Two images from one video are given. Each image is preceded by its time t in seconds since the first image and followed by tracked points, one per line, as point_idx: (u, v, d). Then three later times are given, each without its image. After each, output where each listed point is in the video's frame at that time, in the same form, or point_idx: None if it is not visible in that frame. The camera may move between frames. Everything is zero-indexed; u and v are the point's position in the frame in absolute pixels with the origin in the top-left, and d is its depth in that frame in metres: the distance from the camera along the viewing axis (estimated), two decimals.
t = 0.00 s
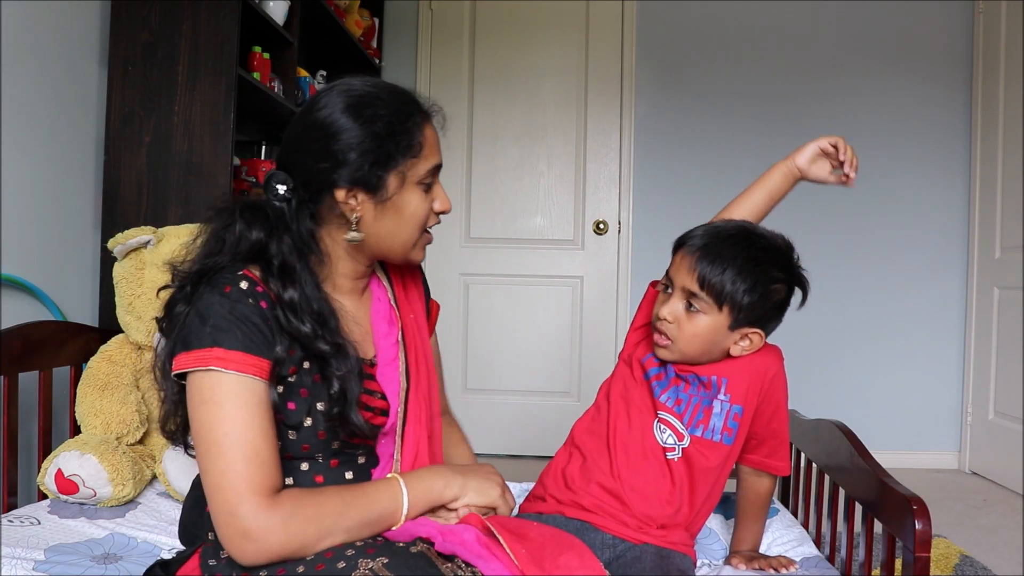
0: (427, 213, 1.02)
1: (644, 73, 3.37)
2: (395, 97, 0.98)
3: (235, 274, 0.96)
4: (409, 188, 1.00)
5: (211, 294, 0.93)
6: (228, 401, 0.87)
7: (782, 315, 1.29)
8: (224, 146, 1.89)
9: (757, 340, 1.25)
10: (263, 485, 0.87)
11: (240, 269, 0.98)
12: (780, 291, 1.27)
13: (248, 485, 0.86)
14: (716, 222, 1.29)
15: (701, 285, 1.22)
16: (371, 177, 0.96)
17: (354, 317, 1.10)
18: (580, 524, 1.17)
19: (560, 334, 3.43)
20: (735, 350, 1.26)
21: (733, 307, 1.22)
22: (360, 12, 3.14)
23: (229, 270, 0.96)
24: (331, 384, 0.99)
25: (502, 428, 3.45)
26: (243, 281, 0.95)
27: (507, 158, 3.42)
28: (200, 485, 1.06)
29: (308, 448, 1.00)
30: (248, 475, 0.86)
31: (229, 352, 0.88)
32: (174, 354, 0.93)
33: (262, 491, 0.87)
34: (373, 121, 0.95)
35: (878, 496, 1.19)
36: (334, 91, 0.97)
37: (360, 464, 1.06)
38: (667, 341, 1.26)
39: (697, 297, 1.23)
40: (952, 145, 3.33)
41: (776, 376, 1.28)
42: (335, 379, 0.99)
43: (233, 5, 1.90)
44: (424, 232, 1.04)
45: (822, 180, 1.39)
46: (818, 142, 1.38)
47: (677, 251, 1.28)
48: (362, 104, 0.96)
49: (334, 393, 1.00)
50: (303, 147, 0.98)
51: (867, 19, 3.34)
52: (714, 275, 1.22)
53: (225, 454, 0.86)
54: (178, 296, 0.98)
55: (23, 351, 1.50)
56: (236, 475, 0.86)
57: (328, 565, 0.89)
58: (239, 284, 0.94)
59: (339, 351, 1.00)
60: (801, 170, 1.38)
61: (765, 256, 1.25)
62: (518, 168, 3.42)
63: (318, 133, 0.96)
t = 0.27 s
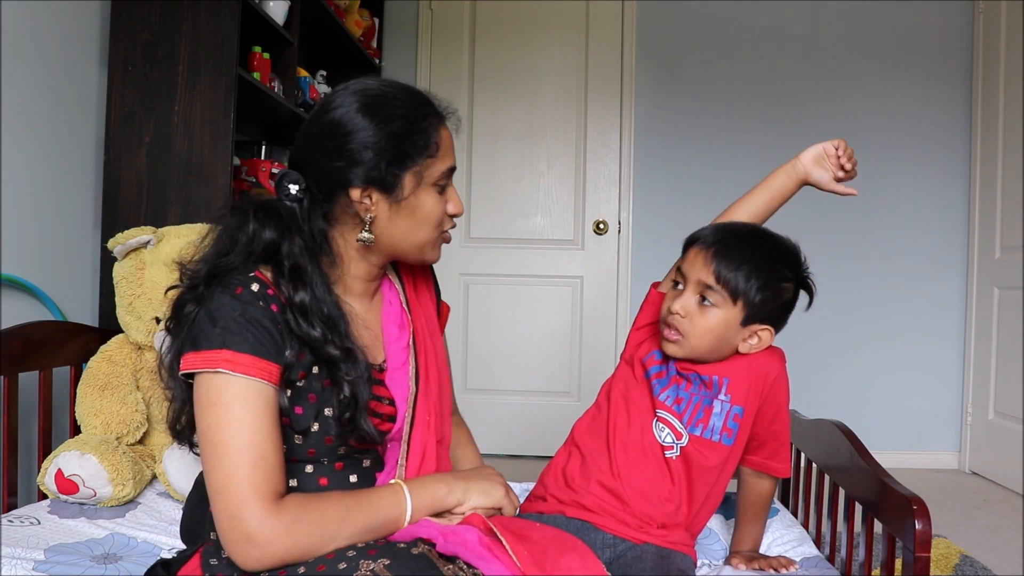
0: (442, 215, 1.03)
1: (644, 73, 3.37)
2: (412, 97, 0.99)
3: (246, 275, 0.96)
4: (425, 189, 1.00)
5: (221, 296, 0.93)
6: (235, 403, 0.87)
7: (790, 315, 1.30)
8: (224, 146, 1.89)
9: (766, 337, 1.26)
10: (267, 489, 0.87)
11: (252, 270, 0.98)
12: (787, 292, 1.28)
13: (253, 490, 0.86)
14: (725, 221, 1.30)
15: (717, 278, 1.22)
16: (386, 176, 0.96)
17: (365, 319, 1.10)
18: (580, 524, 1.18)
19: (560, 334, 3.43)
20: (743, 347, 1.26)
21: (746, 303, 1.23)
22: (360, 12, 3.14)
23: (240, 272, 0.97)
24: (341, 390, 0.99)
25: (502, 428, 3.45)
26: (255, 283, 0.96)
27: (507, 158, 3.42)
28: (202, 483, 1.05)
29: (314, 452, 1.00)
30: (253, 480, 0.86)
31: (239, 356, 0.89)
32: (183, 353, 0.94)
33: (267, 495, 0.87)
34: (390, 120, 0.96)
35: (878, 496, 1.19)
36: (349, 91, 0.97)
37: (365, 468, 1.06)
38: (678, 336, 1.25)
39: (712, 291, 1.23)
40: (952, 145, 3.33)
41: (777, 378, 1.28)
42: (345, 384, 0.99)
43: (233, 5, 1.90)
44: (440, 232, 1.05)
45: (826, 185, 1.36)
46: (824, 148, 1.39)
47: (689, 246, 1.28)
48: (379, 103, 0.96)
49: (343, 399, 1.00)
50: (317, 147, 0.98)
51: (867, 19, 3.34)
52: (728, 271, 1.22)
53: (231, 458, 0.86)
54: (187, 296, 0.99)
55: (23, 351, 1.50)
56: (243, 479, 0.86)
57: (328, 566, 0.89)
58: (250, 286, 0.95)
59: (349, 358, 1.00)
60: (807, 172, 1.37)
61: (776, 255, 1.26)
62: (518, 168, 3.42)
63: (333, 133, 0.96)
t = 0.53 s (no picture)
0: (448, 219, 1.03)
1: (644, 73, 3.37)
2: (421, 101, 0.99)
3: (252, 276, 0.96)
4: (432, 193, 1.01)
5: (227, 296, 0.94)
6: (238, 404, 0.87)
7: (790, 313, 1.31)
8: (223, 145, 1.89)
9: (772, 333, 1.27)
10: (268, 491, 0.87)
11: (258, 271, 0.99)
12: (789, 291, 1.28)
13: (254, 491, 0.86)
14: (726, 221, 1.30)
15: (728, 275, 1.22)
16: (394, 180, 0.96)
17: (371, 319, 1.11)
18: (580, 524, 1.17)
19: (560, 334, 3.43)
20: (749, 344, 1.27)
21: (755, 300, 1.23)
22: (360, 12, 3.14)
23: (246, 272, 0.97)
24: (345, 392, 0.99)
25: (502, 428, 3.45)
26: (260, 284, 0.96)
27: (507, 158, 3.42)
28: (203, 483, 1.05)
29: (317, 454, 1.00)
30: (254, 481, 0.86)
31: (244, 357, 0.89)
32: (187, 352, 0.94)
33: (267, 497, 0.87)
34: (398, 124, 0.95)
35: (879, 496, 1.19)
36: (358, 92, 0.96)
37: (367, 469, 1.06)
38: (686, 334, 1.24)
39: (723, 288, 1.23)
40: (952, 145, 3.33)
41: (778, 377, 1.28)
42: (350, 386, 1.00)
43: (233, 5, 1.90)
44: (447, 235, 1.05)
45: (829, 202, 1.37)
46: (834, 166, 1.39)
47: (693, 244, 1.28)
48: (387, 107, 0.96)
49: (348, 400, 1.00)
50: (325, 148, 0.98)
51: (867, 19, 3.34)
52: (739, 268, 1.23)
53: (233, 459, 0.86)
54: (192, 296, 0.99)
55: (23, 351, 1.50)
56: (243, 480, 0.86)
57: (329, 566, 0.89)
58: (256, 287, 0.95)
59: (354, 360, 1.00)
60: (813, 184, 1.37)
61: (779, 255, 1.26)
62: (518, 168, 3.42)
63: (341, 136, 0.96)
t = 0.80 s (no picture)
0: (448, 221, 1.03)
1: (644, 73, 3.37)
2: (424, 104, 0.99)
3: (252, 277, 0.96)
4: (433, 196, 1.01)
5: (227, 297, 0.94)
6: (237, 405, 0.87)
7: (785, 310, 1.30)
8: (224, 145, 1.89)
9: (764, 330, 1.26)
10: (267, 492, 0.87)
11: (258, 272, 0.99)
12: (781, 291, 1.28)
13: (253, 493, 0.86)
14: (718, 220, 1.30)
15: (714, 274, 1.23)
16: (397, 183, 0.96)
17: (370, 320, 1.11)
18: (579, 523, 1.18)
19: (560, 334, 3.43)
20: (741, 343, 1.26)
21: (743, 299, 1.23)
22: (360, 12, 3.14)
23: (246, 273, 0.97)
24: (345, 392, 0.99)
25: (502, 428, 3.45)
26: (260, 285, 0.96)
27: (507, 158, 3.42)
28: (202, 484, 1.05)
29: (317, 454, 1.00)
30: (253, 483, 0.86)
31: (244, 358, 0.89)
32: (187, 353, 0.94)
33: (266, 498, 0.87)
34: (400, 126, 0.96)
35: (879, 497, 1.18)
36: (361, 94, 0.97)
37: (367, 469, 1.06)
38: (676, 335, 1.25)
39: (710, 288, 1.23)
40: (952, 145, 3.33)
41: (772, 376, 1.28)
42: (349, 387, 1.00)
43: (234, 5, 1.90)
44: (447, 238, 1.05)
45: (845, 221, 1.39)
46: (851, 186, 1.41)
47: (683, 245, 1.28)
48: (390, 109, 0.96)
49: (347, 400, 1.00)
50: (326, 149, 0.98)
51: (867, 19, 3.34)
52: (725, 267, 1.23)
53: (232, 460, 0.86)
54: (193, 296, 0.98)
55: (23, 351, 1.50)
56: (242, 482, 0.86)
57: (329, 566, 0.89)
58: (256, 288, 0.95)
59: (354, 361, 1.00)
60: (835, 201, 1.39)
61: (770, 253, 1.26)
62: (518, 168, 3.42)
63: (342, 137, 0.96)
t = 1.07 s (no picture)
0: (445, 221, 1.03)
1: (644, 73, 3.37)
2: (421, 103, 0.99)
3: (249, 278, 0.96)
4: (430, 196, 1.01)
5: (223, 297, 0.93)
6: (234, 405, 0.87)
7: (787, 323, 1.30)
8: (223, 145, 1.89)
9: (766, 334, 1.26)
10: (265, 492, 0.87)
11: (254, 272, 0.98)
12: (788, 299, 1.28)
13: (251, 493, 0.86)
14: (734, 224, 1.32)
15: (726, 268, 1.23)
16: (394, 183, 0.96)
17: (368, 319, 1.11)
18: (580, 523, 1.17)
19: (560, 334, 3.43)
20: (742, 343, 1.26)
21: (750, 296, 1.23)
22: (360, 12, 3.14)
23: (243, 273, 0.97)
24: (343, 391, 0.99)
25: (502, 428, 3.45)
26: (257, 285, 0.96)
27: (507, 158, 3.42)
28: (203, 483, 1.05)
29: (315, 454, 1.00)
30: (250, 483, 0.86)
31: (241, 359, 0.89)
32: (184, 354, 0.94)
33: (264, 499, 0.87)
34: (396, 126, 0.96)
35: (879, 497, 1.18)
36: (358, 94, 0.97)
37: (366, 469, 1.06)
38: (679, 323, 1.24)
39: (719, 280, 1.23)
40: (952, 145, 3.33)
41: (773, 379, 1.28)
42: (347, 386, 1.00)
43: (233, 5, 1.90)
44: (444, 237, 1.05)
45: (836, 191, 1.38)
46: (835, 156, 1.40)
47: (697, 240, 1.29)
48: (386, 109, 0.96)
49: (345, 399, 1.00)
50: (323, 149, 0.98)
51: (867, 19, 3.34)
52: (738, 262, 1.23)
53: (230, 460, 0.86)
54: (189, 297, 0.98)
55: (23, 350, 1.50)
56: (239, 482, 0.86)
57: (329, 566, 0.89)
58: (252, 288, 0.95)
59: (352, 360, 1.00)
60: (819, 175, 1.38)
61: (783, 261, 1.27)
62: (518, 168, 3.42)
63: (339, 137, 0.96)
